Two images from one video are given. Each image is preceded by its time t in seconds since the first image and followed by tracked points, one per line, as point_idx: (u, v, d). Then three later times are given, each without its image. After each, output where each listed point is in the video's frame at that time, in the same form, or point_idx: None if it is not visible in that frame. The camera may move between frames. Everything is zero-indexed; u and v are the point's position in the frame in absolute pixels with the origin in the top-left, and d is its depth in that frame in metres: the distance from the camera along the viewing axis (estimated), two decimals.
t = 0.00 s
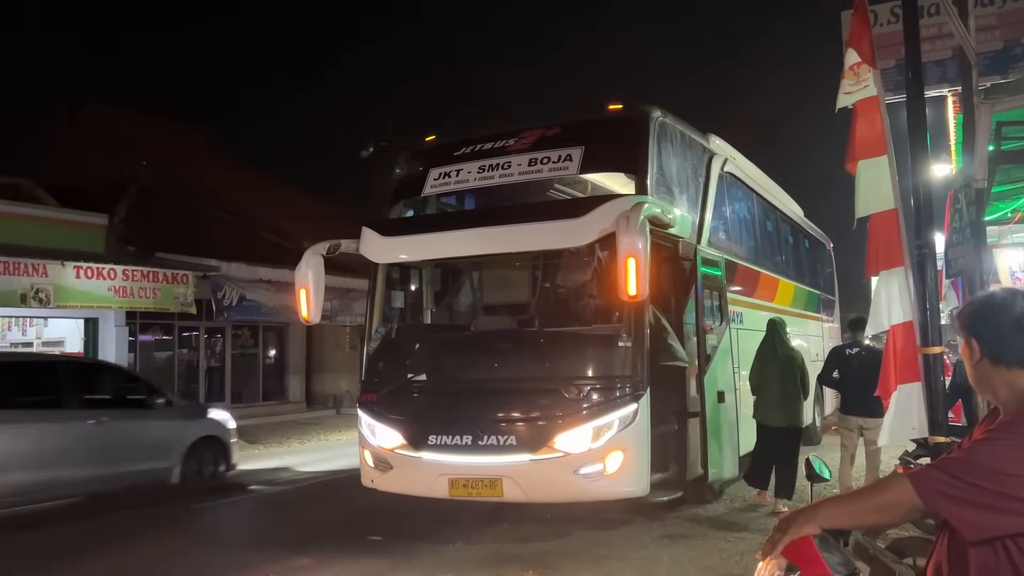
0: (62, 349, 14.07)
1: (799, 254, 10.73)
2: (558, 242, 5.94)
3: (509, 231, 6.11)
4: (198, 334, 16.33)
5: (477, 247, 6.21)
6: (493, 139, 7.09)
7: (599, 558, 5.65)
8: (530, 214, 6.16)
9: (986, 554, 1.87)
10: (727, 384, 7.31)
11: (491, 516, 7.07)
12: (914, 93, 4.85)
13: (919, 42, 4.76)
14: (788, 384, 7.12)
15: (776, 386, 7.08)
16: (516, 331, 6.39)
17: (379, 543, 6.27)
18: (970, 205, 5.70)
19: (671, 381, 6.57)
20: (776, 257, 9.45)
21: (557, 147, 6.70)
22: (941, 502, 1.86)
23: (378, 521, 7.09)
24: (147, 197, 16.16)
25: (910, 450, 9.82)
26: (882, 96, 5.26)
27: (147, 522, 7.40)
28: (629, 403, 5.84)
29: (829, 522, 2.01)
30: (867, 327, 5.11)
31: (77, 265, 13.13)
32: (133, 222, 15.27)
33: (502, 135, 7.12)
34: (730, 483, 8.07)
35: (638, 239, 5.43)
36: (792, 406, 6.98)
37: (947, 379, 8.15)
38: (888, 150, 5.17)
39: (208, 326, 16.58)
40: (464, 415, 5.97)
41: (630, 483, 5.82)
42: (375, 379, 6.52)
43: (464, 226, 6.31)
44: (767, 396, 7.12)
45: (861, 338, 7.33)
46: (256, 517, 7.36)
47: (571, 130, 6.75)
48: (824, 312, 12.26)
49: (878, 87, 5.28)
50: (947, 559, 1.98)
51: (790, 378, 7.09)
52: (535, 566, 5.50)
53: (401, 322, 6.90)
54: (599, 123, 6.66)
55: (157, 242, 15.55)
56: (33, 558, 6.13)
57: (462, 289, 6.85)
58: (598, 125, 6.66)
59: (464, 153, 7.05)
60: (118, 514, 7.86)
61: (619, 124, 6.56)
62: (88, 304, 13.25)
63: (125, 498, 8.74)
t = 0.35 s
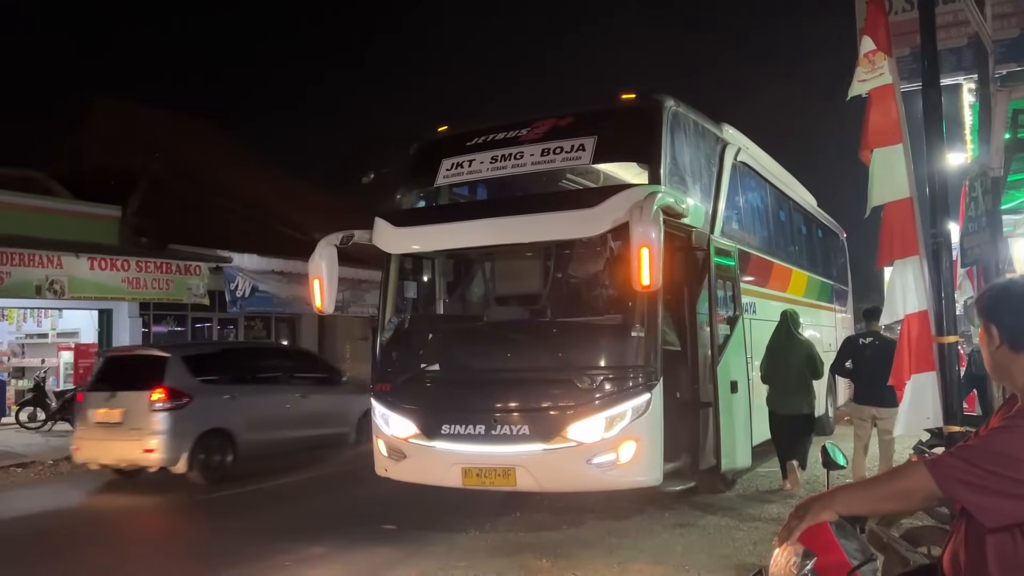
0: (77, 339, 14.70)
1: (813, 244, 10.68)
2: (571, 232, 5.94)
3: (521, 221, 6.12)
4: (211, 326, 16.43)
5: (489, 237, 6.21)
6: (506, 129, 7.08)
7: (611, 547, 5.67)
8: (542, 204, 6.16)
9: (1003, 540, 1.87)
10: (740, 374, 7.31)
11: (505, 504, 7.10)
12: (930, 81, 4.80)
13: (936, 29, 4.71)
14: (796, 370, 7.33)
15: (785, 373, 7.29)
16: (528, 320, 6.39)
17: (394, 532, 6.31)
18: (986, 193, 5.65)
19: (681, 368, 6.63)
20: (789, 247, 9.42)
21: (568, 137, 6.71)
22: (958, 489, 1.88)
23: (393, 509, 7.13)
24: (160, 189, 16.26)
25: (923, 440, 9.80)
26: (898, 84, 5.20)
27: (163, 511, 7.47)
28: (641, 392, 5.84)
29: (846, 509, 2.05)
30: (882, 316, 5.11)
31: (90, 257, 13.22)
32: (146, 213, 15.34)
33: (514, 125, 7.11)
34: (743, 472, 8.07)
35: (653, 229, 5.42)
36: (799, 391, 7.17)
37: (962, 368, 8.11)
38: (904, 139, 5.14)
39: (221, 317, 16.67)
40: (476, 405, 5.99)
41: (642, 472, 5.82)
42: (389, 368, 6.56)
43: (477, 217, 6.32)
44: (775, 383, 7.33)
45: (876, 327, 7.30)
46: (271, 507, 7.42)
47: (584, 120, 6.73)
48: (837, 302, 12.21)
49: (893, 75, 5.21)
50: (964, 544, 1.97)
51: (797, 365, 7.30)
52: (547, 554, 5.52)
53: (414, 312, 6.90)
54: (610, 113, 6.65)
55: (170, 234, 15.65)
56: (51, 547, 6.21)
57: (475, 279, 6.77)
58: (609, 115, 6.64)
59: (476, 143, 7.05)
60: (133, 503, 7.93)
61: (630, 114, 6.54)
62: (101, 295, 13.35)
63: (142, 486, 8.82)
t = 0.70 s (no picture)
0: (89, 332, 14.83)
1: (823, 236, 10.66)
2: (581, 224, 5.95)
3: (532, 214, 6.12)
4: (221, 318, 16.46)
5: (499, 230, 6.21)
6: (516, 121, 7.07)
7: (622, 538, 5.69)
8: (552, 196, 6.16)
9: (1019, 530, 1.86)
10: (750, 366, 7.30)
11: (515, 496, 7.13)
12: (943, 72, 4.77)
13: (949, 19, 4.68)
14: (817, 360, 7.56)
15: (803, 364, 7.56)
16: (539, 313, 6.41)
17: (405, 523, 6.34)
18: (999, 184, 5.61)
19: (691, 360, 6.63)
20: (799, 239, 9.39)
21: (578, 129, 6.70)
22: (974, 478, 1.88)
23: (405, 500, 7.16)
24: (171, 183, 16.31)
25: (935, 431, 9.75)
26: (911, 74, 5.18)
27: (175, 502, 7.52)
28: (652, 384, 5.85)
29: (861, 498, 2.06)
30: (895, 307, 5.11)
31: (102, 250, 13.26)
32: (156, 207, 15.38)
33: (525, 117, 7.10)
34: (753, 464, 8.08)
35: (663, 221, 5.41)
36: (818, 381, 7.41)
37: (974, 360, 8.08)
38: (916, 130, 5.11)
39: (231, 311, 16.73)
40: (488, 397, 6.00)
41: (653, 464, 5.83)
42: (400, 360, 6.57)
43: (487, 210, 6.32)
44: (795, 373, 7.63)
45: (886, 319, 7.28)
46: (283, 498, 7.46)
47: (594, 112, 6.72)
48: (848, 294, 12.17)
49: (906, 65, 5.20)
50: (979, 533, 1.96)
51: (817, 354, 7.54)
52: (558, 545, 5.55)
53: (425, 304, 6.87)
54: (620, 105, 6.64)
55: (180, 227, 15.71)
56: (66, 539, 6.24)
57: (484, 272, 6.66)
58: (619, 107, 6.63)
59: (487, 135, 7.04)
60: (147, 495, 7.99)
61: (641, 105, 6.53)
62: (113, 288, 13.42)
63: (156, 478, 8.89)
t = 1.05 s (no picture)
0: (94, 330, 14.87)
1: (826, 233, 10.64)
2: (586, 222, 5.94)
3: (536, 211, 6.12)
4: (225, 316, 16.48)
5: (504, 227, 6.21)
6: (520, 118, 7.07)
7: (627, 535, 5.69)
8: (557, 194, 6.15)
9: None
10: (755, 363, 7.30)
11: (520, 493, 7.14)
12: (949, 70, 4.76)
13: (953, 17, 4.66)
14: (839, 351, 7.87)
15: (829, 358, 7.88)
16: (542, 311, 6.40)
17: (410, 520, 6.35)
18: (1004, 181, 5.60)
19: (696, 358, 6.64)
20: (803, 237, 9.38)
21: (583, 126, 6.70)
22: (982, 475, 1.88)
23: (409, 497, 7.17)
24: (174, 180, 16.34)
25: (940, 429, 9.71)
26: (915, 72, 5.17)
27: (180, 499, 7.53)
28: (656, 381, 5.85)
29: (868, 494, 2.08)
30: (902, 306, 5.04)
31: (107, 248, 13.29)
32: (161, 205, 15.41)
33: (528, 114, 7.09)
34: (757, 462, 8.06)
35: (667, 218, 5.40)
36: (837, 376, 7.70)
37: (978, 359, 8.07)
38: (922, 128, 5.09)
39: (236, 308, 16.77)
40: (492, 394, 6.01)
41: (657, 461, 5.85)
42: (405, 358, 6.57)
43: (492, 207, 6.32)
44: (824, 367, 7.98)
45: (891, 317, 7.30)
46: (288, 495, 7.47)
47: (598, 110, 6.72)
48: (851, 291, 12.19)
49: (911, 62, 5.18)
50: (985, 529, 1.97)
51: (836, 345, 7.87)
52: (563, 542, 5.55)
53: (429, 302, 6.85)
54: (624, 103, 6.63)
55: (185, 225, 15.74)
56: (72, 535, 6.25)
57: (489, 269, 6.69)
58: (623, 105, 6.63)
59: (491, 133, 7.05)
60: (152, 492, 8.01)
61: (645, 102, 6.52)
62: (118, 285, 13.45)
63: (160, 475, 8.91)
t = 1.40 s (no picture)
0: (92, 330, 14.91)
1: (824, 236, 10.66)
2: (585, 222, 5.94)
3: (534, 212, 6.13)
4: (223, 316, 16.48)
5: (503, 228, 6.21)
6: (518, 119, 7.08)
7: (625, 536, 5.70)
8: (556, 195, 6.15)
9: (1020, 527, 1.87)
10: (752, 365, 7.30)
11: (518, 493, 7.14)
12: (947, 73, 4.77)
13: (951, 20, 4.68)
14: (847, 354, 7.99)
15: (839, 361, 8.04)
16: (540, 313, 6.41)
17: (408, 521, 6.34)
18: (1001, 185, 5.61)
19: (694, 359, 6.65)
20: (801, 239, 9.40)
21: (581, 128, 6.71)
22: (977, 477, 1.89)
23: (407, 498, 7.17)
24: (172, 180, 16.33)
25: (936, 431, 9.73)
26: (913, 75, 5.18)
27: (178, 499, 7.52)
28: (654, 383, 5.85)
29: (865, 495, 2.09)
30: (900, 308, 5.06)
31: (105, 247, 13.28)
32: (159, 205, 15.41)
33: (527, 115, 7.10)
34: (754, 463, 8.06)
35: (666, 219, 5.41)
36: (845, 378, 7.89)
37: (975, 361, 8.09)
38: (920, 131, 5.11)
39: (234, 308, 16.76)
40: (490, 395, 6.01)
41: (655, 462, 5.85)
42: (403, 359, 6.57)
43: (490, 208, 6.32)
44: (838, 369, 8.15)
45: (888, 319, 7.32)
46: (286, 496, 7.46)
47: (597, 112, 6.73)
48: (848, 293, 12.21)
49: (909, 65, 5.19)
50: (981, 531, 1.97)
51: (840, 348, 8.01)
52: (561, 543, 5.56)
53: (427, 303, 6.86)
54: (623, 105, 6.64)
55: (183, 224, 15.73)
56: (69, 535, 6.25)
57: (487, 270, 6.73)
58: (622, 106, 6.64)
59: (489, 134, 7.05)
60: (150, 492, 7.99)
61: (643, 104, 6.54)
62: (117, 285, 13.45)
63: (158, 475, 8.89)
